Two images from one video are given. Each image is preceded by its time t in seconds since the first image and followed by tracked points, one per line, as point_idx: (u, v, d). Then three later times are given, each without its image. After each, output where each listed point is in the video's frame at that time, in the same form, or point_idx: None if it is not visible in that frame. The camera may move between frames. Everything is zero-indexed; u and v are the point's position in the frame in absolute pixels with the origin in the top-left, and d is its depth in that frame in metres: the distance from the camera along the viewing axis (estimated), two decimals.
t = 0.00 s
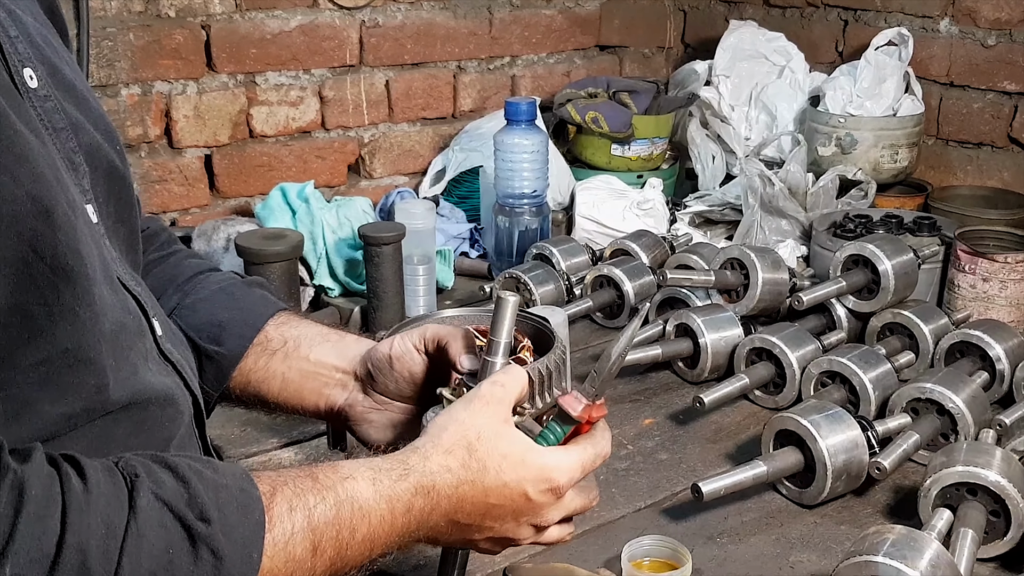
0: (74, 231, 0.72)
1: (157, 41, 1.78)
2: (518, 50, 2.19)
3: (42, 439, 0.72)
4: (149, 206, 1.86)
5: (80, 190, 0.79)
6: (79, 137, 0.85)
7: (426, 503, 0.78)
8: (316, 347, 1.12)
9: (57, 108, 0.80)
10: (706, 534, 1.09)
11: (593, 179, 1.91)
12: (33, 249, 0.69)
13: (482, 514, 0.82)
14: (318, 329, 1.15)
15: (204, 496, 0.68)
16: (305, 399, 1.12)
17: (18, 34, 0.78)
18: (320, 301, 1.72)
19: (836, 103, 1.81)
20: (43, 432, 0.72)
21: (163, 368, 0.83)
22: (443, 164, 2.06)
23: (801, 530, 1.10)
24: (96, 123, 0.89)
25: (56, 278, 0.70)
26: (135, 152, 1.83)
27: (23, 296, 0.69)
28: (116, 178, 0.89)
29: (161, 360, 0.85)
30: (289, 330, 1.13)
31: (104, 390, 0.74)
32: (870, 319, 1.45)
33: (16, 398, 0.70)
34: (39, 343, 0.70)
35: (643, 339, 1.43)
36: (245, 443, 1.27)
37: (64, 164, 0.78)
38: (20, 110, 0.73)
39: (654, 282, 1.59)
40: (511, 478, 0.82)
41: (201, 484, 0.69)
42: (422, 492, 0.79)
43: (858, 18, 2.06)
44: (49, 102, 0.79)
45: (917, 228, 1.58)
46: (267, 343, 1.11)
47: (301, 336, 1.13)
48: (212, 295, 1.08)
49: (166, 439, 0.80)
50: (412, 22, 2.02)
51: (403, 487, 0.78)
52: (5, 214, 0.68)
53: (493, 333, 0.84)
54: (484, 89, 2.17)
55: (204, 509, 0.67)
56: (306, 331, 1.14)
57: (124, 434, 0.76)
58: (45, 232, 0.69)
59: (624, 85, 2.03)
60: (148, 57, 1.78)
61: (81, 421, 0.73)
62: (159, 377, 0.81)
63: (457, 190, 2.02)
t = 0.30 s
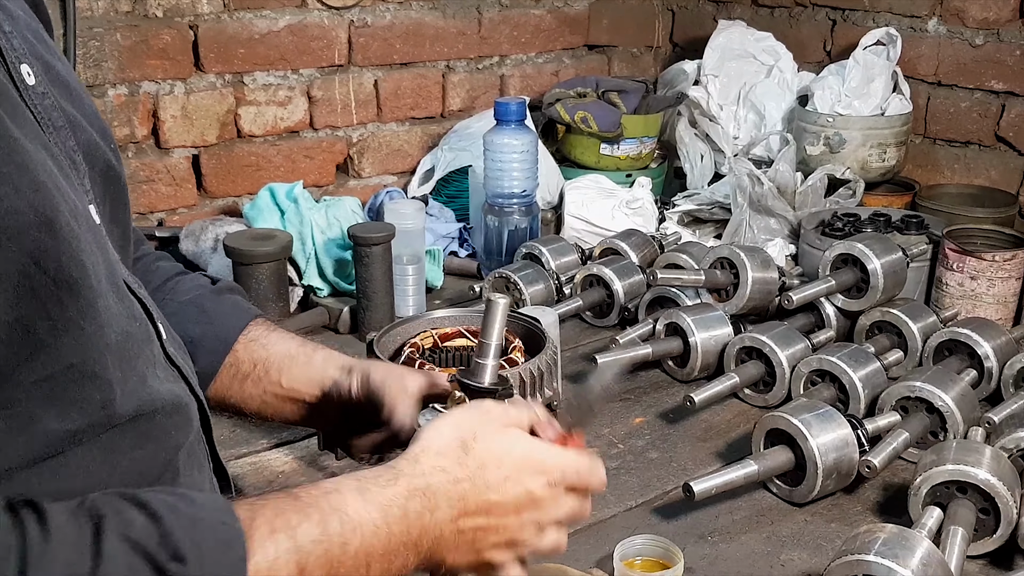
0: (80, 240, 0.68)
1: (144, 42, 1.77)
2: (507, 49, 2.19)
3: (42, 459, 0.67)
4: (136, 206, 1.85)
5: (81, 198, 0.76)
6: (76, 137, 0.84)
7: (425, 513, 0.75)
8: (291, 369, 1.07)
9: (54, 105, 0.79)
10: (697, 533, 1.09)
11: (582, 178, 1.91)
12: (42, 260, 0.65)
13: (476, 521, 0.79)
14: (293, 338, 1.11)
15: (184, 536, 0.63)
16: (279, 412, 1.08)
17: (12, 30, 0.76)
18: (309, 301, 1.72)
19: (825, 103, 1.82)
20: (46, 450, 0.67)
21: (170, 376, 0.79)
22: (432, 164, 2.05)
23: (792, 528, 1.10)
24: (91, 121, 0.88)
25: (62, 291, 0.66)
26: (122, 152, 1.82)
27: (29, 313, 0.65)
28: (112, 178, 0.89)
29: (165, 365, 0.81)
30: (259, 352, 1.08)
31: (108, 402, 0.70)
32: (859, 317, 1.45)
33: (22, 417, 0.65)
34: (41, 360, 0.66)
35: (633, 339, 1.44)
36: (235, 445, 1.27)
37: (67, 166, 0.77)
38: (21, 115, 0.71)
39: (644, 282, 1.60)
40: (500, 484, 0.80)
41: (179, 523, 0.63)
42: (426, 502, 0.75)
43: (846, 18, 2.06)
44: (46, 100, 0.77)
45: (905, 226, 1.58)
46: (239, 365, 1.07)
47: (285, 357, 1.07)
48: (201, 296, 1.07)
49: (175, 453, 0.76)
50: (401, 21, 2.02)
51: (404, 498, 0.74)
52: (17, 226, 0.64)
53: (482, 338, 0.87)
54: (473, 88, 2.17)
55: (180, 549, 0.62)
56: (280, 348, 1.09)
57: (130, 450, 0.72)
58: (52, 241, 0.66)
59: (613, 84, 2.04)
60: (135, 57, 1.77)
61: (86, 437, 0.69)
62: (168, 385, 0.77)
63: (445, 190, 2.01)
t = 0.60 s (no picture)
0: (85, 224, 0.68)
1: (125, 35, 1.76)
2: (489, 44, 2.19)
3: (51, 448, 0.68)
4: (116, 199, 1.84)
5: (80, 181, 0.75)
6: (67, 117, 0.84)
7: None
8: (268, 371, 1.05)
9: (46, 84, 0.79)
10: (674, 520, 1.10)
11: (564, 172, 1.93)
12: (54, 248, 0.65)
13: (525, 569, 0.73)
14: (273, 336, 1.09)
15: None
16: (262, 411, 1.07)
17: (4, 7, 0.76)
18: (290, 294, 1.72)
19: (804, 97, 1.83)
20: (55, 439, 0.68)
21: (169, 361, 0.79)
22: (414, 158, 2.06)
23: (768, 515, 1.11)
24: (77, 101, 0.87)
25: (71, 279, 0.66)
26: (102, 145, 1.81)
27: (41, 305, 0.65)
28: (92, 160, 0.90)
29: (165, 352, 0.81)
30: (238, 350, 1.06)
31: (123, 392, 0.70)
32: (836, 308, 1.47)
33: (28, 405, 0.67)
34: (53, 347, 0.66)
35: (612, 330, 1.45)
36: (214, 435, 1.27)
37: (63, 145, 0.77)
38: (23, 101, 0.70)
39: (624, 274, 1.60)
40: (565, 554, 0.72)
41: None
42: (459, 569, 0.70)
43: (826, 13, 2.08)
44: (38, 77, 0.77)
45: (882, 219, 1.60)
46: (218, 364, 1.06)
47: (264, 357, 1.06)
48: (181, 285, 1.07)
49: (176, 437, 0.77)
50: (383, 16, 2.02)
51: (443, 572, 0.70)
52: (30, 213, 0.64)
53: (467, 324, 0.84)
54: (455, 83, 2.17)
55: None
56: (260, 347, 1.07)
57: (137, 438, 0.73)
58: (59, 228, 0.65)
59: (594, 79, 2.05)
60: (116, 51, 1.76)
61: (98, 427, 0.70)
62: (167, 369, 0.78)
63: (426, 184, 2.01)
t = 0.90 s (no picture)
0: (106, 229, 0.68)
1: (126, 35, 1.77)
2: (487, 43, 2.20)
3: (82, 446, 0.66)
4: (118, 198, 1.85)
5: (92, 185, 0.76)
6: (70, 114, 0.85)
7: None
8: (255, 370, 1.08)
9: (51, 82, 0.80)
10: (668, 515, 1.11)
11: (562, 170, 1.94)
12: (95, 250, 0.65)
13: None
14: (256, 335, 1.12)
15: None
16: (246, 411, 1.11)
17: (13, 5, 0.77)
18: (289, 292, 1.73)
19: (800, 95, 1.83)
20: (84, 436, 0.66)
21: (174, 361, 0.80)
22: (413, 157, 2.07)
23: (761, 510, 1.12)
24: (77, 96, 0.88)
25: (107, 280, 0.65)
26: (104, 145, 1.82)
27: (80, 307, 0.64)
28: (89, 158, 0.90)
29: (168, 352, 0.81)
30: (222, 350, 1.09)
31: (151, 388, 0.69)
32: (830, 306, 1.48)
33: (58, 404, 0.64)
34: (88, 345, 0.65)
35: (608, 327, 1.46)
36: (214, 432, 1.28)
37: (70, 140, 0.78)
38: (41, 106, 0.72)
39: (620, 272, 1.61)
40: None
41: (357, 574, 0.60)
42: None
43: (822, 12, 2.09)
44: (45, 76, 0.78)
45: (878, 217, 1.60)
46: (202, 364, 1.09)
47: (248, 356, 1.09)
48: (175, 283, 1.07)
49: (185, 433, 0.77)
50: (382, 16, 2.03)
51: None
52: (76, 215, 0.64)
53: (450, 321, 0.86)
54: (454, 82, 2.18)
55: None
56: (244, 347, 1.10)
57: (161, 435, 0.72)
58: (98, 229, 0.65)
59: (592, 78, 2.06)
60: (118, 51, 1.77)
61: (125, 426, 0.69)
62: (175, 369, 0.78)
63: (425, 183, 2.02)
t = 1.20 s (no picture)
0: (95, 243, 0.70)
1: (122, 35, 1.78)
2: (482, 42, 2.21)
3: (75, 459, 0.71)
4: (114, 197, 1.86)
5: (74, 190, 0.77)
6: (53, 124, 0.86)
7: None
8: (245, 370, 1.10)
9: (35, 93, 0.82)
10: (659, 513, 1.12)
11: (556, 169, 1.94)
12: (96, 271, 0.66)
13: None
14: (236, 337, 1.14)
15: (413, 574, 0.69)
16: (226, 412, 1.12)
17: None
18: (285, 290, 1.74)
19: (793, 94, 1.85)
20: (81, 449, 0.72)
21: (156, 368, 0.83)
22: (408, 156, 2.07)
23: (751, 507, 1.13)
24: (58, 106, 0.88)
25: (108, 299, 0.68)
26: (100, 144, 1.82)
27: (84, 328, 0.67)
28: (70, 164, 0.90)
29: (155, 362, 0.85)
30: (201, 352, 1.11)
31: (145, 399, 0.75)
32: (823, 304, 1.48)
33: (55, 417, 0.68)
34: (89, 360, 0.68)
35: (601, 326, 1.47)
36: (209, 431, 1.29)
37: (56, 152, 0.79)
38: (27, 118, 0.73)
39: (614, 271, 1.62)
40: None
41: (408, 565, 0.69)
42: None
43: (815, 11, 2.09)
44: (28, 88, 0.80)
45: (870, 216, 1.61)
46: (181, 366, 1.10)
47: (229, 358, 1.11)
48: (151, 285, 1.08)
49: (171, 441, 0.81)
50: (378, 15, 2.04)
51: None
52: (76, 234, 0.65)
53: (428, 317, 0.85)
54: (449, 81, 2.18)
55: None
56: (223, 348, 1.12)
57: (150, 443, 0.77)
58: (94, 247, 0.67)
59: (586, 77, 2.06)
60: (113, 50, 1.78)
61: (121, 437, 0.74)
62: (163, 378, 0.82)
63: (421, 180, 2.04)
